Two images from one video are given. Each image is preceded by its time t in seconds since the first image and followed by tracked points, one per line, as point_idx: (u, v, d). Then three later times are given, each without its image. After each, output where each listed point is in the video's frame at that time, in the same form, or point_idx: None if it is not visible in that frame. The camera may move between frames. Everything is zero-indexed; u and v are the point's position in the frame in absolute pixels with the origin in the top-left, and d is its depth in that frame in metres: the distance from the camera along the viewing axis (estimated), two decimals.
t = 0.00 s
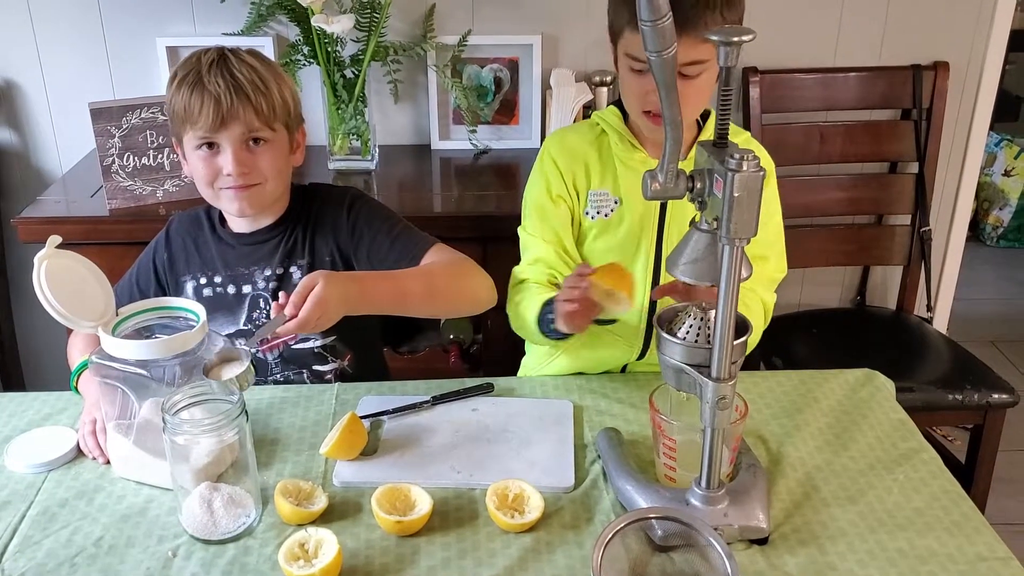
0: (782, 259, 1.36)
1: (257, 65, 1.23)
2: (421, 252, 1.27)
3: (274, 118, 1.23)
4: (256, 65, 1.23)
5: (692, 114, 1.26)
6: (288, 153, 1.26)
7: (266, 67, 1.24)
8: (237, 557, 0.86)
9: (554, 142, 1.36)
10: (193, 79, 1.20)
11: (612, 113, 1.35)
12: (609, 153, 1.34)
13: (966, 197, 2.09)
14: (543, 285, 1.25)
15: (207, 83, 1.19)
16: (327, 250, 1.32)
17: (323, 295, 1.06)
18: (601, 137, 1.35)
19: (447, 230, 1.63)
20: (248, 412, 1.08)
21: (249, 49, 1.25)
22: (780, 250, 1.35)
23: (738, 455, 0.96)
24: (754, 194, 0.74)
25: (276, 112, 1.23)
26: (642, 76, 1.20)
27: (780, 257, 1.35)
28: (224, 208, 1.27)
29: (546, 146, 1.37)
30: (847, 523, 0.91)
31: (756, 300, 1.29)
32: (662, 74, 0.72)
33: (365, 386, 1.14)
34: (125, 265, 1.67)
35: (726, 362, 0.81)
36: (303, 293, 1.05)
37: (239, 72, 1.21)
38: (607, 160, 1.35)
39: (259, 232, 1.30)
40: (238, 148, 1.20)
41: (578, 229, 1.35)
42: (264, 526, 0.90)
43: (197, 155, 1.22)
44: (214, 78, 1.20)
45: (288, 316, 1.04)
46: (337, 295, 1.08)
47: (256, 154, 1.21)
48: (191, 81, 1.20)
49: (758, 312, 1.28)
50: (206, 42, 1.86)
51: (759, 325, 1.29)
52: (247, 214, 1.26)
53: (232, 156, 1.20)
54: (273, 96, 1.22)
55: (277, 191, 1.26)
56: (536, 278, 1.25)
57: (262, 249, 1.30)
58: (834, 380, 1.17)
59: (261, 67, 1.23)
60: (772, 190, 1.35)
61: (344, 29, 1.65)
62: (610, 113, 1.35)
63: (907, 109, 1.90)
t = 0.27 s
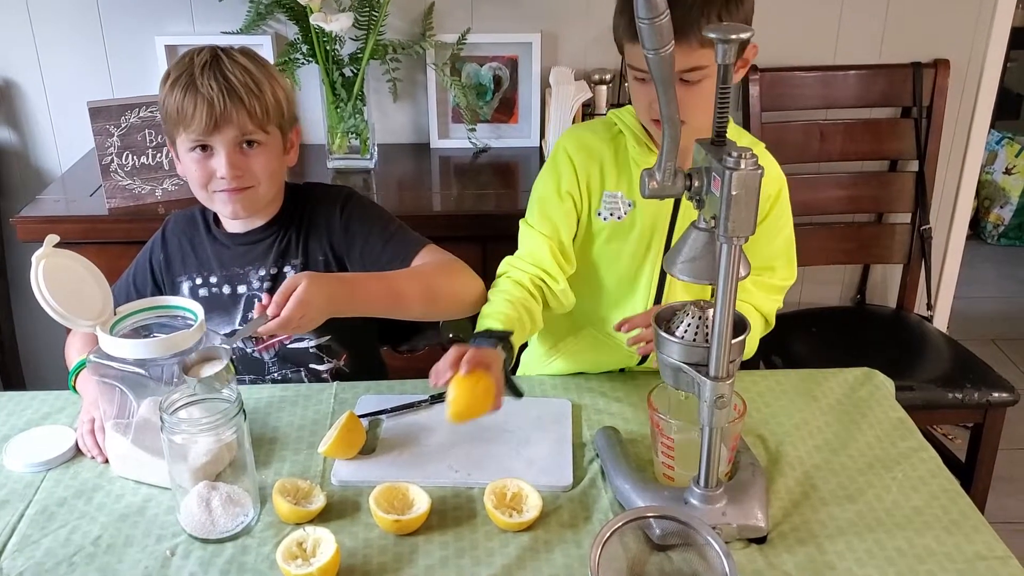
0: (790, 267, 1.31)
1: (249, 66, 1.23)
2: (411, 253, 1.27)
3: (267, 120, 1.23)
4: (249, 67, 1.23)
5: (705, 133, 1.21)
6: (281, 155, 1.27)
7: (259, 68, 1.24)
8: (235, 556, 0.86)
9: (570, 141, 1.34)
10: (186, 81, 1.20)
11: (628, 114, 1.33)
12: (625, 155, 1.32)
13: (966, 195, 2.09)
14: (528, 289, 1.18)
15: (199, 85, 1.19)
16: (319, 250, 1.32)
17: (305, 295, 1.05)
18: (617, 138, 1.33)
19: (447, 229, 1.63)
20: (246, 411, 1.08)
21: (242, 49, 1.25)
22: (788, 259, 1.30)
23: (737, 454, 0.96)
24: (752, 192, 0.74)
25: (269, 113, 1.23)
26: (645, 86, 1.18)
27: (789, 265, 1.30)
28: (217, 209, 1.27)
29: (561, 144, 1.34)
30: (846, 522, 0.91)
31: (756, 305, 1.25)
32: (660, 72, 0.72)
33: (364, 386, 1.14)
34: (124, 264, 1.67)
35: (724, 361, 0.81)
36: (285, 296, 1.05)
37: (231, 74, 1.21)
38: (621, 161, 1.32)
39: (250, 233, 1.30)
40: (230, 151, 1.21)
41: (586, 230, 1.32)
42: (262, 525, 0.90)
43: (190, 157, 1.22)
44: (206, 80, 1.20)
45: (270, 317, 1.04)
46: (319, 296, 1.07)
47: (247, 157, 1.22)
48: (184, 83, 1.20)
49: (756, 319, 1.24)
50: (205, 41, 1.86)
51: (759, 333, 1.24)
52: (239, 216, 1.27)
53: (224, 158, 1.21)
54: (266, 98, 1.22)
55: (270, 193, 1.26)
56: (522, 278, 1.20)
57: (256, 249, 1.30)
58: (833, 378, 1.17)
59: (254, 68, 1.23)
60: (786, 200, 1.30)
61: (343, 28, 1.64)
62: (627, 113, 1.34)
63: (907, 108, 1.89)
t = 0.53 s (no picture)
0: (804, 271, 1.29)
1: (243, 78, 1.20)
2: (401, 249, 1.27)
3: (259, 135, 1.21)
4: (243, 80, 1.20)
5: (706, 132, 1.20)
6: (273, 165, 1.25)
7: (253, 81, 1.21)
8: (236, 555, 0.86)
9: (592, 140, 1.28)
10: (179, 95, 1.18)
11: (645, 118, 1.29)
12: (648, 159, 1.27)
13: (968, 193, 2.08)
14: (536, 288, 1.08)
15: (191, 101, 1.17)
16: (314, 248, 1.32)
17: (287, 291, 1.07)
18: (637, 143, 1.28)
19: (448, 228, 1.63)
20: (247, 410, 1.08)
21: (237, 59, 1.22)
22: (802, 262, 1.29)
23: (738, 453, 0.96)
24: (753, 190, 0.74)
25: (262, 129, 1.21)
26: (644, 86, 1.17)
27: (803, 269, 1.29)
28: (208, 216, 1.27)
29: (581, 144, 1.28)
30: (847, 520, 0.91)
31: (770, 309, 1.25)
32: (660, 70, 0.72)
33: (364, 385, 1.14)
34: (125, 263, 1.67)
35: (725, 360, 0.81)
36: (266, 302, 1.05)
37: (224, 89, 1.18)
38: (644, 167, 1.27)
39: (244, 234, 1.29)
40: (221, 167, 1.19)
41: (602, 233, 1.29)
42: (263, 524, 0.90)
43: (181, 169, 1.21)
44: (198, 96, 1.17)
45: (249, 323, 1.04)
46: (306, 293, 1.09)
47: (238, 172, 1.20)
48: (176, 96, 1.18)
49: (771, 322, 1.24)
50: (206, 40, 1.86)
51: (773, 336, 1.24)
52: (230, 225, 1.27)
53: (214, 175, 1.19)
54: (258, 113, 1.20)
55: (261, 204, 1.25)
56: (529, 271, 1.08)
57: (251, 249, 1.30)
58: (834, 377, 1.17)
59: (247, 81, 1.21)
60: (801, 206, 1.28)
61: (344, 27, 1.64)
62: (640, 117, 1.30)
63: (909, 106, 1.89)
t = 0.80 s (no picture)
0: (811, 273, 1.30)
1: (254, 89, 1.19)
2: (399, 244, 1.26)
3: (269, 147, 1.20)
4: (256, 93, 1.19)
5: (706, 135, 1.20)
6: (282, 175, 1.25)
7: (265, 94, 1.20)
8: (237, 556, 0.86)
9: (594, 149, 1.28)
10: (191, 106, 1.17)
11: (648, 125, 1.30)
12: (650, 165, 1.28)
13: (969, 193, 2.08)
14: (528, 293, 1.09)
15: (202, 112, 1.16)
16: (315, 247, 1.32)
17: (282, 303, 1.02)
18: (640, 150, 1.29)
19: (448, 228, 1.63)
20: (248, 411, 1.08)
21: (249, 69, 1.21)
22: (809, 265, 1.29)
23: (739, 453, 0.96)
24: (754, 191, 0.74)
25: (272, 141, 1.20)
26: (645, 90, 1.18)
27: (810, 272, 1.30)
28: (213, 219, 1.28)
29: (584, 152, 1.28)
30: (848, 521, 0.91)
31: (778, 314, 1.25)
32: (660, 71, 0.72)
33: (365, 385, 1.14)
34: (126, 264, 1.67)
35: (726, 360, 0.81)
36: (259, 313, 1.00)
37: (236, 101, 1.17)
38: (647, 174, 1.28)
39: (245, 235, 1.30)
40: (230, 180, 1.19)
41: (606, 239, 1.29)
42: (264, 525, 0.90)
43: (190, 176, 1.21)
44: (210, 108, 1.16)
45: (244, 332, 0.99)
46: (303, 303, 1.05)
47: (247, 185, 1.21)
48: (188, 107, 1.17)
49: (780, 327, 1.24)
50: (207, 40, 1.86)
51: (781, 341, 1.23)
52: (235, 230, 1.28)
53: (223, 185, 1.19)
54: (269, 126, 1.20)
55: (267, 212, 1.27)
56: (525, 279, 1.08)
57: (253, 249, 1.30)
58: (835, 377, 1.17)
59: (260, 95, 1.20)
60: (807, 210, 1.29)
61: (344, 27, 1.64)
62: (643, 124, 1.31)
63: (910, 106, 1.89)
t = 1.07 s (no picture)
0: (818, 276, 1.30)
1: (275, 98, 1.18)
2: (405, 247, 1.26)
3: (287, 156, 1.20)
4: (276, 101, 1.18)
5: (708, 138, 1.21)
6: (293, 181, 1.25)
7: (285, 102, 1.19)
8: (239, 556, 0.86)
9: (590, 155, 1.30)
10: (210, 112, 1.15)
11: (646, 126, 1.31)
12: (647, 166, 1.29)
13: (969, 194, 2.09)
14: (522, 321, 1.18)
15: (223, 120, 1.15)
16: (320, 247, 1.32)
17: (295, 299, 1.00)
18: (635, 151, 1.31)
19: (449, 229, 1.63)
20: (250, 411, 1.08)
21: (268, 76, 1.19)
22: (816, 268, 1.29)
23: (741, 454, 0.96)
24: (756, 191, 0.74)
25: (290, 150, 1.20)
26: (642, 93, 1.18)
27: (817, 275, 1.29)
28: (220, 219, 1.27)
29: (580, 158, 1.31)
30: (849, 521, 0.91)
31: (784, 318, 1.25)
32: (663, 72, 0.72)
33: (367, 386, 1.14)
34: (127, 264, 1.67)
35: (728, 361, 0.81)
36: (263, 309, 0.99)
37: (257, 110, 1.16)
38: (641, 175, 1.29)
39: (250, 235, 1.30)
40: (245, 187, 1.18)
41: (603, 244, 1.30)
42: (266, 525, 0.90)
43: (203, 179, 1.20)
44: (231, 116, 1.15)
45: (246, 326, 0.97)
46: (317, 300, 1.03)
47: (261, 191, 1.20)
48: (207, 113, 1.15)
49: (782, 331, 1.23)
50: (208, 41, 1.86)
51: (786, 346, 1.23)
52: (243, 232, 1.28)
53: (237, 192, 1.19)
54: (288, 135, 1.19)
55: (277, 216, 1.27)
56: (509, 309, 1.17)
57: (258, 250, 1.31)
58: (836, 378, 1.17)
59: (280, 103, 1.18)
60: (812, 212, 1.29)
61: (346, 28, 1.65)
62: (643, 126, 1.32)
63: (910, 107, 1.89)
